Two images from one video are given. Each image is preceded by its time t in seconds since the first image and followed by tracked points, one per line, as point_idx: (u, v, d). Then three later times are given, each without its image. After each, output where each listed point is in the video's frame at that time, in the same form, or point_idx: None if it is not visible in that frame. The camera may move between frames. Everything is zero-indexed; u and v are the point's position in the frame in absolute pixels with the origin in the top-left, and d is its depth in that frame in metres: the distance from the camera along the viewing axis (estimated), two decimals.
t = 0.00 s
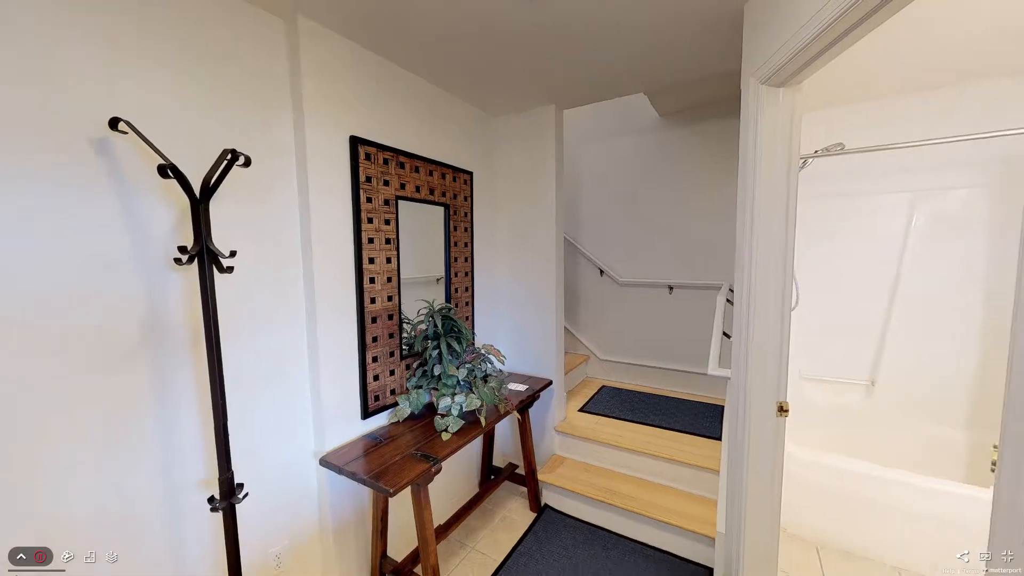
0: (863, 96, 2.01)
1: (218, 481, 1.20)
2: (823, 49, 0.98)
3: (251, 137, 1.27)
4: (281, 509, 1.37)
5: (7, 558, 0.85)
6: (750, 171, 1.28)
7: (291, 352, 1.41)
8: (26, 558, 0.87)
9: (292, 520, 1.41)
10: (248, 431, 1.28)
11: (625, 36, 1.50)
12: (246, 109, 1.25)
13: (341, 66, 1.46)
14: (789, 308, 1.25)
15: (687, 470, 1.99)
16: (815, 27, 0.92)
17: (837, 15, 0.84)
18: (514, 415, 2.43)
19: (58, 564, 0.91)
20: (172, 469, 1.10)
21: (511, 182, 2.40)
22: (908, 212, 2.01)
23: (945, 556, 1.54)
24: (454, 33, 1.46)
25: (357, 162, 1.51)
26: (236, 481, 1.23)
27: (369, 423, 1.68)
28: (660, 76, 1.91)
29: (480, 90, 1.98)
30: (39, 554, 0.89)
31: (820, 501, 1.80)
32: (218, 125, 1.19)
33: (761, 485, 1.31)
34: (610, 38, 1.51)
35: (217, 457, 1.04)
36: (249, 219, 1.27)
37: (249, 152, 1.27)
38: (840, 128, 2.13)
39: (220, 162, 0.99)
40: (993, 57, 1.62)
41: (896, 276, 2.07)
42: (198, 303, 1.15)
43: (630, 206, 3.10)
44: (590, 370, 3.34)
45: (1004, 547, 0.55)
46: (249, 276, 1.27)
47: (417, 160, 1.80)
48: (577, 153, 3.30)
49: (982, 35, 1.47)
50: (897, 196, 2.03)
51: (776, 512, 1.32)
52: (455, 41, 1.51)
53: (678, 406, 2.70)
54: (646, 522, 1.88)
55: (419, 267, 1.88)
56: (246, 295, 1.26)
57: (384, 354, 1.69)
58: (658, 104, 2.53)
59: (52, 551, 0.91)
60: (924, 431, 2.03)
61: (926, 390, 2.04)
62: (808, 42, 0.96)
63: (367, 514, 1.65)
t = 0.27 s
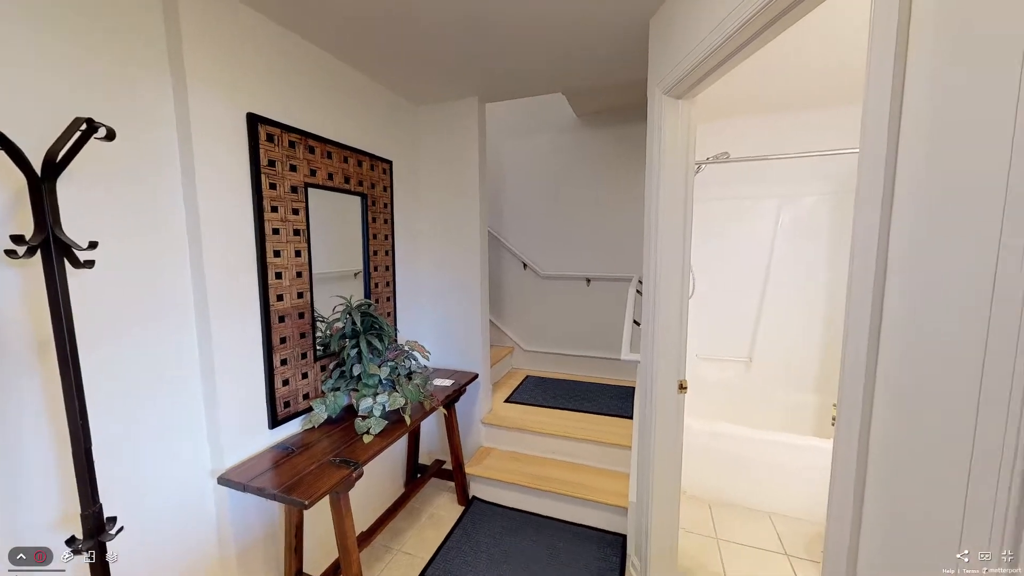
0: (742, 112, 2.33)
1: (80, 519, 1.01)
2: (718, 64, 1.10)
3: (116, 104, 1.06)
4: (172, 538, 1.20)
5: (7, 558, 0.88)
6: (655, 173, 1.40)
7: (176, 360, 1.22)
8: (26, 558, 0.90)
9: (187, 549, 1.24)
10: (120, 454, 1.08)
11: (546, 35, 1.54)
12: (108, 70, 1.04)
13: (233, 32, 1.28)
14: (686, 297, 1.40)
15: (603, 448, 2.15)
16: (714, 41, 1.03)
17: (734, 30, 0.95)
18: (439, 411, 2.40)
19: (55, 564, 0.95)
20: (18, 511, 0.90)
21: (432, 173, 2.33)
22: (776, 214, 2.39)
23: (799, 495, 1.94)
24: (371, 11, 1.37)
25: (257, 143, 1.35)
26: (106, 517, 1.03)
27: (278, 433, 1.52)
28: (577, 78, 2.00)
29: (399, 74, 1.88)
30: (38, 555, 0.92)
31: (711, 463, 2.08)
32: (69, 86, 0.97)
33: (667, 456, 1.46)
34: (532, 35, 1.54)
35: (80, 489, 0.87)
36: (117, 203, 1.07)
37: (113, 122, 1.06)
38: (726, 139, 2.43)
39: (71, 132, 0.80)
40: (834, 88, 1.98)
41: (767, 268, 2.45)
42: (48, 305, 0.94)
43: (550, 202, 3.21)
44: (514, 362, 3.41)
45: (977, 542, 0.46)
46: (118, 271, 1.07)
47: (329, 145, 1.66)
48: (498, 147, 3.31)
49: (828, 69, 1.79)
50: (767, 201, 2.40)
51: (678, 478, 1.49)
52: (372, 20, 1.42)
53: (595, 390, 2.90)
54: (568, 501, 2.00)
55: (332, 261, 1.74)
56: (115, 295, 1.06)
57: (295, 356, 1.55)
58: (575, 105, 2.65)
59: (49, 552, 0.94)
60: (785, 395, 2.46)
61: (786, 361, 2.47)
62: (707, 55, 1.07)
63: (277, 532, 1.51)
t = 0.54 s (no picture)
0: (683, 118, 2.47)
1: None
2: (666, 66, 1.15)
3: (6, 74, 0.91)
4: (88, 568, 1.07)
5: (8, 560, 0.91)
6: (604, 172, 1.45)
7: (89, 369, 1.08)
8: (27, 559, 0.93)
9: None
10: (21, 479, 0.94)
11: (500, 30, 1.53)
12: (19, 43, 0.93)
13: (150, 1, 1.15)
14: (633, 292, 1.46)
15: (557, 440, 2.21)
16: (662, 44, 1.08)
17: (681, 34, 0.99)
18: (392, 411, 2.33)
19: (57, 564, 1.01)
20: None
21: (381, 166, 2.24)
22: (712, 213, 2.57)
23: (731, 472, 2.10)
24: None
25: (181, 127, 1.22)
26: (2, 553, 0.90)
27: (211, 443, 1.40)
28: (529, 75, 2.01)
29: (345, 60, 1.79)
30: (39, 555, 0.95)
31: (656, 447, 2.19)
32: None
33: (617, 444, 1.53)
34: (484, 29, 1.53)
35: None
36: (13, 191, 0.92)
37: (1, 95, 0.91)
38: (669, 142, 2.57)
39: None
40: (762, 98, 2.15)
41: (705, 264, 2.63)
42: None
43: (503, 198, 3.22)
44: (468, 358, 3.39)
45: (974, 541, 0.43)
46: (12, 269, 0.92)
47: (267, 132, 1.54)
48: (450, 142, 3.26)
49: (757, 80, 1.94)
50: (704, 202, 2.58)
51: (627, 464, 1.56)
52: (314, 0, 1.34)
53: (549, 383, 2.96)
54: (523, 494, 2.03)
55: (272, 256, 1.63)
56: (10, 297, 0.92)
57: (230, 360, 1.43)
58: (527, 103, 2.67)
59: (47, 553, 0.97)
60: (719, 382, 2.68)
61: (721, 350, 2.68)
62: (656, 57, 1.11)
63: (213, 550, 1.39)
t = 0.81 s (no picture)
0: (667, 119, 2.50)
1: None
2: (652, 65, 1.16)
3: None
4: None
5: (8, 559, 0.95)
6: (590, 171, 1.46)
7: (61, 372, 1.04)
8: (26, 558, 0.97)
9: None
10: None
11: (487, 28, 1.53)
12: None
13: None
14: (619, 290, 1.48)
15: (544, 438, 2.22)
16: (646, 45, 1.09)
17: (667, 33, 1.00)
18: (377, 411, 2.30)
19: (57, 564, 1.02)
20: None
21: (366, 163, 2.21)
22: (695, 213, 2.62)
23: (713, 466, 2.15)
24: None
25: (156, 121, 1.18)
26: None
27: (190, 447, 1.37)
28: (515, 74, 2.01)
29: (328, 56, 1.76)
30: (38, 555, 0.99)
31: (641, 443, 2.23)
32: None
33: (603, 441, 1.55)
34: (470, 27, 1.52)
35: None
36: None
37: None
38: (653, 142, 2.60)
39: None
40: (742, 100, 2.20)
41: (688, 263, 2.67)
42: None
43: (489, 197, 3.21)
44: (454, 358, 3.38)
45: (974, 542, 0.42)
46: None
47: (246, 128, 1.50)
48: (436, 139, 3.23)
49: (738, 82, 1.98)
50: (687, 202, 2.62)
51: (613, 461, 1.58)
52: None
53: (535, 381, 2.97)
54: (511, 492, 2.03)
55: (252, 255, 1.59)
56: None
57: (209, 361, 1.39)
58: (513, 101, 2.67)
59: (47, 552, 1.01)
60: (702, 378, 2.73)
61: (704, 347, 2.73)
62: (642, 57, 1.13)
63: (192, 556, 1.35)
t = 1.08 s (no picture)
0: (688, 117, 2.45)
1: None
2: (671, 65, 1.14)
3: (13, 71, 0.92)
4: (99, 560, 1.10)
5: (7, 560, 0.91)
6: (610, 171, 1.44)
7: (100, 366, 1.10)
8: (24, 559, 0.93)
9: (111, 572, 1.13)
10: None
11: (507, 29, 1.53)
12: (34, 52, 0.95)
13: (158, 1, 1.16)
14: (639, 290, 1.45)
15: (561, 439, 2.21)
16: (667, 42, 1.07)
17: (686, 33, 0.99)
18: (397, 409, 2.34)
19: (58, 564, 1.01)
20: None
21: (387, 165, 2.25)
22: (718, 212, 2.55)
23: (736, 472, 2.09)
24: None
25: (190, 126, 1.23)
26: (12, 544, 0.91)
27: (219, 439, 1.42)
28: (534, 74, 2.01)
29: (351, 60, 1.80)
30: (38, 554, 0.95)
31: (661, 446, 2.19)
32: None
33: (621, 443, 1.53)
34: (490, 28, 1.53)
35: None
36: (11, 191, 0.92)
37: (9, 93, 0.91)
38: (674, 140, 2.55)
39: None
40: (769, 96, 2.13)
41: (711, 263, 2.61)
42: None
43: (508, 197, 3.22)
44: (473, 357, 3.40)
45: (977, 541, 0.43)
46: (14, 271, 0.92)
47: (274, 131, 1.55)
48: (455, 140, 3.26)
49: (764, 78, 1.92)
50: (711, 201, 2.56)
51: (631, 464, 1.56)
52: None
53: (553, 382, 2.96)
54: (528, 492, 2.03)
55: (279, 255, 1.64)
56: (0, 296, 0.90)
57: (237, 357, 1.44)
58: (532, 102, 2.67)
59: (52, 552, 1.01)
60: (724, 382, 2.66)
61: (727, 350, 2.66)
62: (661, 56, 1.11)
63: (221, 545, 1.41)
